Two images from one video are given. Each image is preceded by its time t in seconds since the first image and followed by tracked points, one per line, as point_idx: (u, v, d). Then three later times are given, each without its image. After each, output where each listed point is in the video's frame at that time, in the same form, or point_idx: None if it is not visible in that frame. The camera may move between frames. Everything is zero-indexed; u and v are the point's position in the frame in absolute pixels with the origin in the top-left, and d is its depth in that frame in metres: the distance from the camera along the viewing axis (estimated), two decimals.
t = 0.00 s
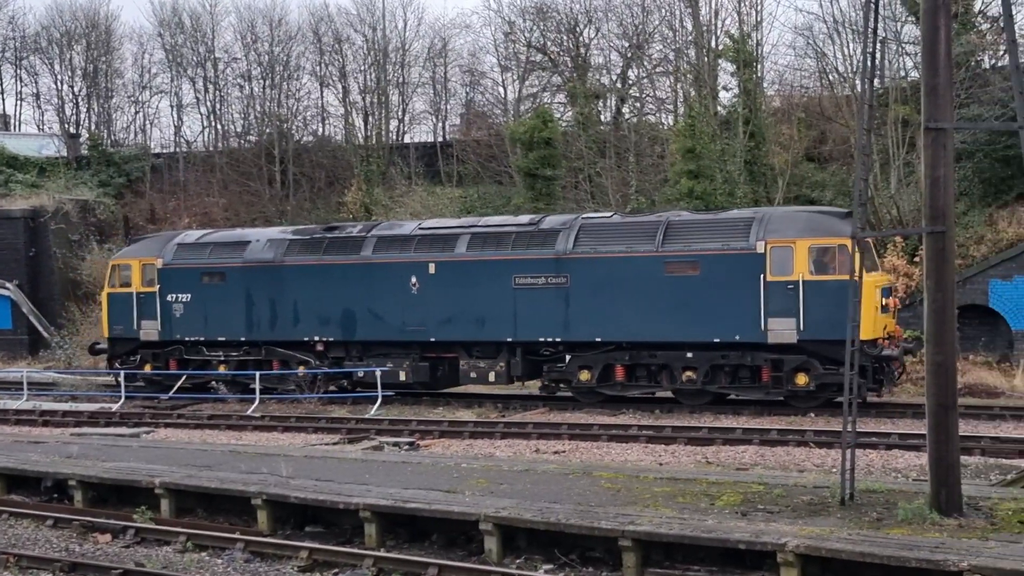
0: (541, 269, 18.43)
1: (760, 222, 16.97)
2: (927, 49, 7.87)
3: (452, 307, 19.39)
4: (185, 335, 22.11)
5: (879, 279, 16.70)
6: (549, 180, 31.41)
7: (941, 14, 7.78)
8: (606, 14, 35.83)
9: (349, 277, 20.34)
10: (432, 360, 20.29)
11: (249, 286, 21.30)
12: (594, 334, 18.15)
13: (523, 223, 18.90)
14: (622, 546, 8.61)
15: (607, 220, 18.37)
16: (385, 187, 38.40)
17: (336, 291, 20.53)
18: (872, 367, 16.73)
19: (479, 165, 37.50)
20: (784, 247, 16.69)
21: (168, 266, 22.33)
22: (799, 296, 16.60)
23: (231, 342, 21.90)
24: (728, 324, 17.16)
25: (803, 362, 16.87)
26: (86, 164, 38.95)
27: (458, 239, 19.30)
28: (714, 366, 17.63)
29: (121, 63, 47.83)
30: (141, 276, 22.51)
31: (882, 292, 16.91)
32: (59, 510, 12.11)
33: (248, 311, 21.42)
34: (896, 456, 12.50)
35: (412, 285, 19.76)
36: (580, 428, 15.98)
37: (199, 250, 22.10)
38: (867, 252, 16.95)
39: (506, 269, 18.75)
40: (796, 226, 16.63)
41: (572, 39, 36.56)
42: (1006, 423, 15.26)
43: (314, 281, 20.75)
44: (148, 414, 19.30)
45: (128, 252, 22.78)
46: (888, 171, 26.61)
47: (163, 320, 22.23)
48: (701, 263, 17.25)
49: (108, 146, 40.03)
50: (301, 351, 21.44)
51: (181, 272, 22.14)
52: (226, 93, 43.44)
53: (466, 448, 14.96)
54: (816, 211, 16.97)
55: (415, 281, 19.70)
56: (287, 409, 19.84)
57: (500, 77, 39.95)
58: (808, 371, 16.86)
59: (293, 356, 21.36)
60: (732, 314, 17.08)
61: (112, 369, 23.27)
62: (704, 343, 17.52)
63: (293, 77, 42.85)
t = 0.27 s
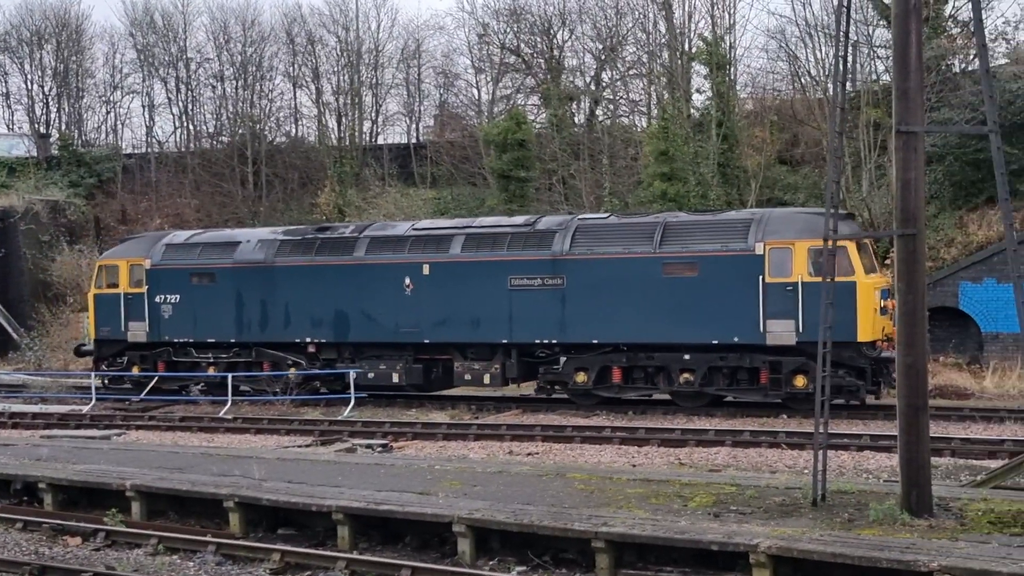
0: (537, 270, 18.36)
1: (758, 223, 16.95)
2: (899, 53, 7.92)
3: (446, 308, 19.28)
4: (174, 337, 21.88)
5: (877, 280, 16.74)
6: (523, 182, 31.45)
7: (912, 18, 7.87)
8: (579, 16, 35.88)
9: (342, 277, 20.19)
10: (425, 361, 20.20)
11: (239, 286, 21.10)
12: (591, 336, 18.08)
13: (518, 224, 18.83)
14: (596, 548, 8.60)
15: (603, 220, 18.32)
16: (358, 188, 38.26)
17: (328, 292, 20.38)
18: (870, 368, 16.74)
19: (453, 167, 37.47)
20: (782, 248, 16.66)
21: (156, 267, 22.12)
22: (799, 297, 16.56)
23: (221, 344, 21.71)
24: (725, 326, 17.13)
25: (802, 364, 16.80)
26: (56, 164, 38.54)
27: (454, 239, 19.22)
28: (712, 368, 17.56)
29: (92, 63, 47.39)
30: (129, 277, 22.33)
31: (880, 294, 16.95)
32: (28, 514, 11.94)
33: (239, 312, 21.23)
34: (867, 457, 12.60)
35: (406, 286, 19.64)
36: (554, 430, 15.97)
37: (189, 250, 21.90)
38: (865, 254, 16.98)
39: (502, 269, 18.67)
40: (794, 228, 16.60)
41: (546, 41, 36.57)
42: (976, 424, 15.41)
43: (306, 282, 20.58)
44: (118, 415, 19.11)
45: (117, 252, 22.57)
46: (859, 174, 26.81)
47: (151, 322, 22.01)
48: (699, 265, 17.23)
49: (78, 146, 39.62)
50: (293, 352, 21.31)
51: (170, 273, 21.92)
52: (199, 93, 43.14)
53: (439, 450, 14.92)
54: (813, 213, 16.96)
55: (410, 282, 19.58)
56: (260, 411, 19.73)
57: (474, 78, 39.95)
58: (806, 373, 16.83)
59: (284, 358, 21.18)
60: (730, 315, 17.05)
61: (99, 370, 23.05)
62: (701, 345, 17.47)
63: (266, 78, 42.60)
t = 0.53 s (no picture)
0: (544, 270, 18.33)
1: (767, 224, 16.90)
2: (881, 55, 7.95)
3: (450, 309, 19.21)
4: (174, 338, 21.71)
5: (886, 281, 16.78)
6: (507, 183, 31.44)
7: (895, 20, 7.91)
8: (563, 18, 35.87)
9: (345, 278, 20.09)
10: (430, 363, 20.04)
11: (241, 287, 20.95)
12: (598, 337, 18.05)
13: (524, 224, 18.79)
14: (579, 549, 8.59)
15: (609, 221, 18.30)
16: (342, 189, 38.15)
17: (331, 293, 20.26)
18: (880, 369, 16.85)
19: (437, 168, 37.44)
20: (793, 249, 16.64)
21: (156, 267, 21.95)
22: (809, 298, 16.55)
23: (221, 345, 21.58)
24: (734, 326, 17.11)
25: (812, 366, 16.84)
26: (37, 165, 38.28)
27: (460, 239, 19.16)
28: (720, 369, 17.57)
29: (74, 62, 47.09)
30: (128, 277, 22.15)
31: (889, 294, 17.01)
32: (9, 516, 11.84)
33: (240, 313, 21.08)
34: (850, 457, 12.65)
35: (411, 287, 19.56)
36: (537, 431, 15.97)
37: (189, 250, 21.73)
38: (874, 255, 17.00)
39: (508, 270, 18.62)
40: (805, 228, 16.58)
41: (530, 42, 36.55)
42: (957, 425, 15.51)
43: (309, 283, 20.46)
44: (100, 417, 18.99)
45: (115, 253, 22.39)
46: (842, 176, 26.92)
47: (151, 323, 21.85)
48: (708, 265, 17.22)
49: (59, 146, 39.36)
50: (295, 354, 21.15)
51: (171, 273, 21.76)
52: (181, 94, 42.93)
53: (422, 451, 14.89)
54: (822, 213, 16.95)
55: (414, 282, 19.50)
56: (243, 412, 19.66)
57: (458, 80, 39.93)
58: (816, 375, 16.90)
59: (287, 359, 21.05)
60: (738, 316, 17.04)
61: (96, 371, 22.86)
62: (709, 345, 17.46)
63: (249, 79, 42.40)
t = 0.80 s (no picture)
0: (552, 271, 18.20)
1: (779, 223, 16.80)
2: (866, 56, 7.97)
3: (458, 310, 19.05)
4: (176, 339, 21.43)
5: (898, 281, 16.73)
6: (493, 184, 31.44)
7: (879, 23, 7.92)
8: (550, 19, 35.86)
9: (351, 278, 19.90)
10: (437, 363, 19.90)
11: (245, 287, 20.73)
12: (608, 338, 17.95)
13: (533, 224, 18.65)
14: (565, 549, 8.59)
15: (618, 220, 18.19)
16: (328, 189, 38.06)
17: (337, 293, 20.06)
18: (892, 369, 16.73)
19: (423, 168, 37.40)
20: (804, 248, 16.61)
21: (158, 268, 21.64)
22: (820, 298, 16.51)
23: (225, 346, 21.32)
24: (747, 327, 17.04)
25: (824, 367, 16.76)
26: (21, 165, 38.05)
27: (467, 239, 19.01)
28: (731, 369, 17.50)
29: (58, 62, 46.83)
30: (129, 278, 21.78)
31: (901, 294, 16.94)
32: None
33: (244, 314, 20.85)
34: (836, 458, 12.70)
35: (417, 288, 19.39)
36: (524, 431, 15.97)
37: (191, 250, 21.46)
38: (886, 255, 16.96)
39: (517, 270, 18.48)
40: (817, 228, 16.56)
41: (516, 43, 36.52)
42: (942, 425, 15.60)
43: (314, 283, 20.26)
44: (85, 418, 18.89)
45: (115, 253, 22.00)
46: (827, 177, 27.00)
47: (153, 324, 21.55)
48: (719, 266, 17.13)
49: (43, 146, 39.13)
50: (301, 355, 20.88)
51: (173, 273, 21.48)
52: (167, 94, 42.76)
53: (409, 452, 14.86)
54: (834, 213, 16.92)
55: (421, 283, 19.33)
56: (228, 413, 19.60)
57: (444, 80, 39.91)
58: (827, 375, 16.78)
59: (291, 360, 20.81)
60: (751, 316, 16.97)
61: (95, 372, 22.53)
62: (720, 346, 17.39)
63: (235, 78, 42.23)
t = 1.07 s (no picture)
0: (558, 272, 17.97)
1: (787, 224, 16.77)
2: (846, 59, 8.00)
3: (462, 311, 18.76)
4: (174, 342, 20.97)
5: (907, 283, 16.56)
6: (475, 185, 31.43)
7: (860, 24, 7.93)
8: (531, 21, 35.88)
9: (353, 279, 19.58)
10: (440, 365, 19.57)
11: (244, 288, 20.34)
12: (614, 339, 17.75)
13: (537, 224, 18.43)
14: (548, 551, 8.58)
15: (624, 221, 17.99)
16: (310, 191, 37.96)
17: (338, 295, 19.73)
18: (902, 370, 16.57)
19: (405, 169, 37.36)
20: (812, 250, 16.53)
21: (157, 269, 21.20)
22: (828, 299, 16.36)
23: (224, 348, 20.88)
24: (758, 328, 16.81)
25: (831, 368, 16.52)
26: None
27: (471, 240, 18.77)
28: (738, 371, 17.26)
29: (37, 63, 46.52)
30: (127, 280, 21.34)
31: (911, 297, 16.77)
32: None
33: (243, 315, 20.43)
34: (817, 458, 12.74)
35: (421, 288, 19.09)
36: (506, 433, 15.94)
37: (189, 252, 21.03)
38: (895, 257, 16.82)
39: (523, 271, 18.22)
40: (824, 229, 16.52)
41: (498, 45, 36.54)
42: (923, 426, 15.68)
43: (314, 284, 19.91)
44: (65, 420, 18.74)
45: (112, 254, 21.55)
46: (808, 179, 27.13)
47: (151, 326, 21.08)
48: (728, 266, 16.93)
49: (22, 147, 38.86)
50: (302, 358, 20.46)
51: (171, 274, 21.03)
52: (147, 95, 42.56)
53: (391, 454, 14.81)
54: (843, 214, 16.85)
55: (424, 284, 19.03)
56: (209, 416, 19.48)
57: (426, 81, 39.89)
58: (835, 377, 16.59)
59: (291, 362, 20.36)
60: (762, 317, 16.75)
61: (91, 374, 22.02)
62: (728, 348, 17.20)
63: (216, 79, 42.04)
